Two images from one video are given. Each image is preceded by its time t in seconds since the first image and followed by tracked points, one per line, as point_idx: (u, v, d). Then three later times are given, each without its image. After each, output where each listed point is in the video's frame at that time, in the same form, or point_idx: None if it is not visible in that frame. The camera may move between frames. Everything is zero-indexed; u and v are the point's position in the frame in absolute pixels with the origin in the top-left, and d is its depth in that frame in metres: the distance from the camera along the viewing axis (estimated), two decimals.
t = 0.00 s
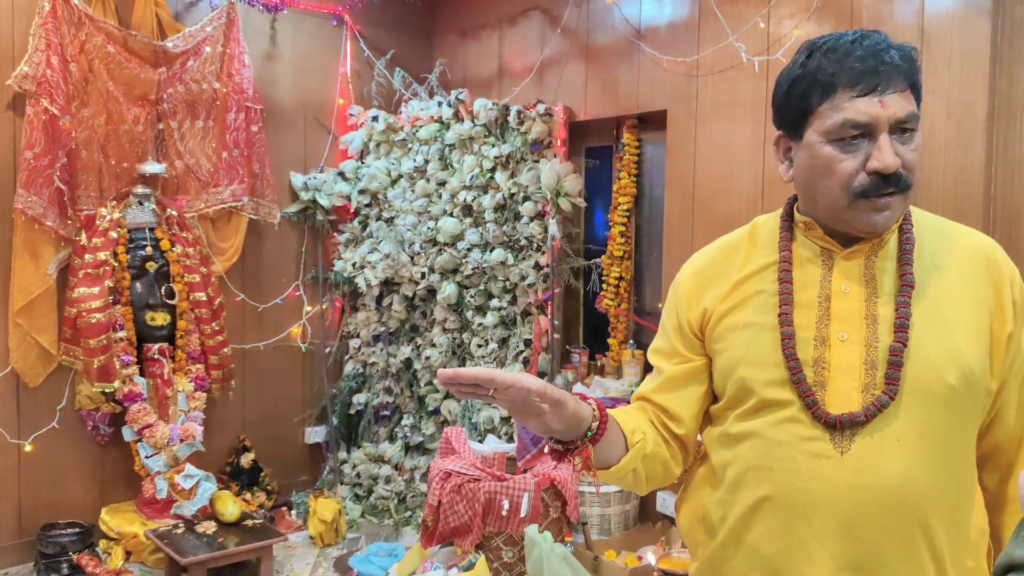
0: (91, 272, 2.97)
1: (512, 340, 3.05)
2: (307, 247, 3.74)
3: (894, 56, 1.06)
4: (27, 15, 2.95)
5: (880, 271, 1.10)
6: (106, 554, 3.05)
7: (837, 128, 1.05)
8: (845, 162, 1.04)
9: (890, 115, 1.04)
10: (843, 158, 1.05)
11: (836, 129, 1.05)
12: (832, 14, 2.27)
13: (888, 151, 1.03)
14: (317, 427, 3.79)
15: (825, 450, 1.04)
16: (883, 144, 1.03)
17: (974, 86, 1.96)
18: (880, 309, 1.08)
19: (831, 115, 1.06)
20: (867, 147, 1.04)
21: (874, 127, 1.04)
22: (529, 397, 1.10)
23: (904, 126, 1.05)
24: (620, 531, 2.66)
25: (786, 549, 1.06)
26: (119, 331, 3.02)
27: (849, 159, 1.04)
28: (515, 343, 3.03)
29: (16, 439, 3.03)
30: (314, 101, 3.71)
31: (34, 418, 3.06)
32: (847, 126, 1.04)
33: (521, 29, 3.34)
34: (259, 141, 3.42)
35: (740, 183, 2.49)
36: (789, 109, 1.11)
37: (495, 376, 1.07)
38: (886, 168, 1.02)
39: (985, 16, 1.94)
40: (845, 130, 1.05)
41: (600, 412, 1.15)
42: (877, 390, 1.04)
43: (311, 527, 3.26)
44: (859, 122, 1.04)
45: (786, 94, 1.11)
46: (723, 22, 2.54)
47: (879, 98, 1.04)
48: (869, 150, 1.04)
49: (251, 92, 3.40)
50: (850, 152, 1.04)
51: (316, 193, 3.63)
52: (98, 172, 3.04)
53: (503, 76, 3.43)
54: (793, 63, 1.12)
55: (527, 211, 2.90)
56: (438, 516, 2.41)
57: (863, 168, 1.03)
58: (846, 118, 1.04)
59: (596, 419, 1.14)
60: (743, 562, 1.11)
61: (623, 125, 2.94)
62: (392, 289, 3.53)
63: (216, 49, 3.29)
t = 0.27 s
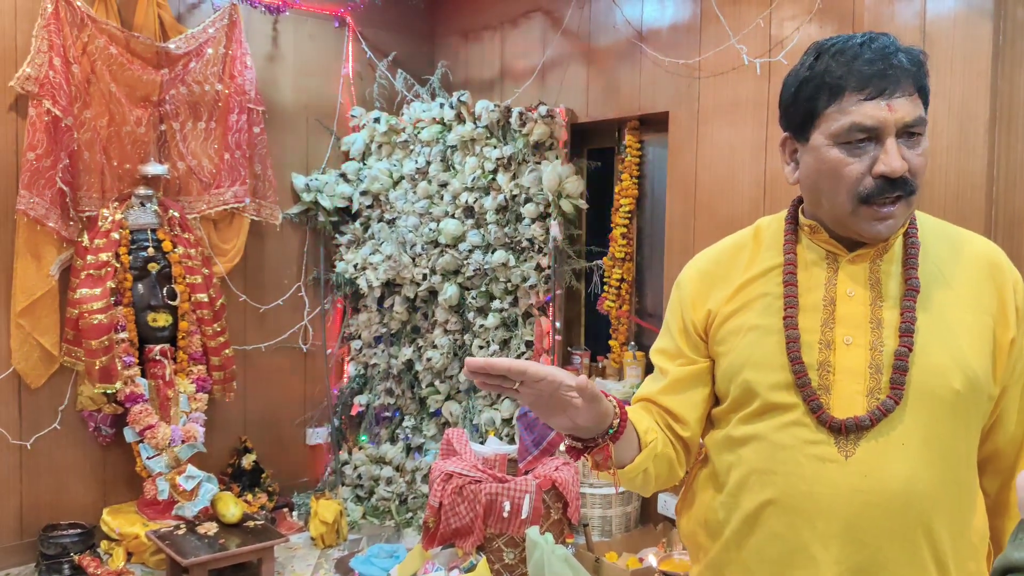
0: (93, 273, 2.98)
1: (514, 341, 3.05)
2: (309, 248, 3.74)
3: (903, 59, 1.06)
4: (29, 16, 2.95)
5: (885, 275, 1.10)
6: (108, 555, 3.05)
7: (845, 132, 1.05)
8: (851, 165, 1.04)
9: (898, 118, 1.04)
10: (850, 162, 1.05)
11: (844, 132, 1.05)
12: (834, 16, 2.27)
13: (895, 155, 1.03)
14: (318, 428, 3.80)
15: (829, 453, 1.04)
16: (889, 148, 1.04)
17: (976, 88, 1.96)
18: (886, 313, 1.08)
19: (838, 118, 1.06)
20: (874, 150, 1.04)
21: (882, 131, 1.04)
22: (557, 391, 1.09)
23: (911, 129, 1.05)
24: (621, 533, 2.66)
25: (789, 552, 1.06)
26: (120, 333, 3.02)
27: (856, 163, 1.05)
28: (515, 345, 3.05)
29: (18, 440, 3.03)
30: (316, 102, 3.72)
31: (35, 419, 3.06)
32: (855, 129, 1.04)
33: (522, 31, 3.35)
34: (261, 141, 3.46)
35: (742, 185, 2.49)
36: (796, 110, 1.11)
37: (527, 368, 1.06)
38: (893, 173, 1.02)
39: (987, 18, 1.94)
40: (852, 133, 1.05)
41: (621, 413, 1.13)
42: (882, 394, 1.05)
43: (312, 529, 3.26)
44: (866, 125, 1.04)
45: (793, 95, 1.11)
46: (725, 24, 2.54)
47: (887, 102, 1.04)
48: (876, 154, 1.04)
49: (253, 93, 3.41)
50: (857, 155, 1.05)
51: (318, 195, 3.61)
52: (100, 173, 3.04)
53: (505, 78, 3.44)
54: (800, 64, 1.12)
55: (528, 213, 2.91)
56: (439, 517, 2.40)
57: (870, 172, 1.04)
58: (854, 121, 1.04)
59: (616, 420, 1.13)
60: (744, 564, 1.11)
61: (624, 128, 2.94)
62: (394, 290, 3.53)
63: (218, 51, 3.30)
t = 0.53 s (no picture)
0: (92, 274, 2.98)
1: (513, 343, 3.06)
2: (309, 249, 3.75)
3: (905, 61, 1.06)
4: (29, 17, 2.95)
5: (887, 275, 1.10)
6: (107, 556, 3.05)
7: (847, 133, 1.05)
8: (854, 166, 1.05)
9: (900, 119, 1.04)
10: (853, 163, 1.05)
11: (846, 134, 1.05)
12: (834, 20, 2.28)
13: (897, 156, 1.03)
14: (317, 430, 3.77)
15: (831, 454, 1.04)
16: (891, 149, 1.04)
17: (975, 90, 1.96)
18: (888, 313, 1.09)
19: (840, 119, 1.06)
20: (876, 151, 1.04)
21: (884, 132, 1.04)
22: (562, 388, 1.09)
23: (914, 131, 1.05)
24: (621, 535, 2.66)
25: (789, 553, 1.06)
26: (120, 333, 3.02)
27: (858, 164, 1.05)
28: (515, 346, 3.05)
29: (17, 441, 3.03)
30: (316, 104, 3.72)
31: (35, 420, 3.06)
32: (857, 131, 1.05)
33: (522, 33, 3.35)
34: (261, 142, 3.46)
35: (742, 186, 2.49)
36: (799, 112, 1.11)
37: (533, 365, 1.07)
38: (895, 174, 1.02)
39: (986, 21, 1.94)
40: (854, 134, 1.05)
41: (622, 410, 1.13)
42: (884, 395, 1.05)
43: (311, 530, 3.26)
44: (869, 126, 1.04)
45: (796, 97, 1.12)
46: (724, 27, 2.54)
47: (889, 103, 1.04)
48: (878, 155, 1.04)
49: (253, 94, 3.41)
50: (859, 156, 1.05)
51: (318, 197, 3.62)
52: (100, 174, 3.04)
53: (505, 80, 3.44)
54: (803, 66, 1.13)
55: (528, 214, 2.91)
56: (437, 518, 2.41)
57: (872, 173, 1.04)
58: (856, 122, 1.05)
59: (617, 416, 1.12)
60: (743, 565, 1.11)
61: (624, 129, 2.94)
62: (393, 292, 3.53)
63: (218, 52, 3.31)
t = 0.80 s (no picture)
0: (92, 275, 2.98)
1: (513, 345, 3.06)
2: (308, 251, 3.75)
3: (853, 56, 1.08)
4: (29, 18, 2.95)
5: (885, 275, 1.11)
6: (106, 557, 3.05)
7: (793, 129, 1.11)
8: (795, 159, 1.09)
9: (833, 111, 1.07)
10: (796, 156, 1.10)
11: (791, 130, 1.11)
12: (832, 22, 2.28)
13: (829, 147, 1.06)
14: (316, 431, 3.78)
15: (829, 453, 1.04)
16: (826, 141, 1.07)
17: (973, 93, 1.96)
18: (887, 312, 1.09)
19: (789, 117, 1.12)
20: (815, 144, 1.08)
21: (820, 125, 1.08)
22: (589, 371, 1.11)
23: (855, 123, 1.07)
24: (620, 536, 2.65)
25: (786, 553, 1.06)
26: (119, 334, 3.02)
27: (799, 157, 1.09)
28: (514, 347, 3.05)
29: (16, 442, 3.03)
30: (316, 105, 3.72)
31: (33, 420, 3.06)
32: (798, 126, 1.10)
33: (522, 35, 3.36)
34: (260, 144, 3.46)
35: (741, 188, 2.49)
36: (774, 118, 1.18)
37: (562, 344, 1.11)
38: (825, 163, 1.05)
39: (984, 23, 1.94)
40: (798, 129, 1.10)
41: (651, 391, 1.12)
42: (883, 394, 1.05)
43: (310, 531, 3.26)
44: (804, 120, 1.09)
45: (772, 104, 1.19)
46: (723, 29, 2.55)
47: (826, 96, 1.08)
48: (816, 148, 1.08)
49: (252, 96, 3.41)
50: (801, 150, 1.09)
51: (317, 198, 3.62)
52: (99, 174, 3.04)
53: (504, 81, 3.44)
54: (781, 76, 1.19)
55: (528, 215, 2.91)
56: (437, 520, 2.43)
57: (809, 165, 1.07)
58: (795, 118, 1.10)
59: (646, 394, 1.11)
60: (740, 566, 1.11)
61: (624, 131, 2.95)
62: (393, 293, 3.54)
63: (218, 53, 3.31)
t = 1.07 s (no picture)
0: (90, 275, 2.98)
1: (511, 346, 3.05)
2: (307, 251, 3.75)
3: (844, 66, 1.08)
4: (28, 18, 2.95)
5: (880, 278, 1.11)
6: (103, 557, 3.05)
7: (787, 139, 1.11)
8: (787, 170, 1.10)
9: (823, 123, 1.07)
10: (788, 166, 1.10)
11: (785, 140, 1.11)
12: (831, 24, 2.29)
13: (818, 159, 1.06)
14: (315, 432, 3.79)
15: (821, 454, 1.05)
16: (815, 153, 1.07)
17: (972, 96, 1.96)
18: (882, 315, 1.09)
19: (782, 126, 1.12)
20: (806, 155, 1.08)
21: (810, 136, 1.08)
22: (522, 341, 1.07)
23: (844, 134, 1.06)
24: (618, 537, 2.66)
25: (778, 554, 1.06)
26: (118, 335, 3.02)
27: (791, 167, 1.10)
28: (512, 348, 3.05)
29: (14, 442, 3.03)
30: (315, 106, 3.72)
31: (31, 421, 3.06)
32: (791, 136, 1.10)
33: (521, 36, 3.36)
34: (260, 145, 3.46)
35: (740, 190, 2.49)
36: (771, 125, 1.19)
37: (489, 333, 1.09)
38: (814, 175, 1.06)
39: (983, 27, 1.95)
40: (791, 140, 1.10)
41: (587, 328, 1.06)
42: (876, 397, 1.05)
43: (309, 532, 3.26)
44: (796, 131, 1.09)
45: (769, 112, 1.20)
46: (723, 31, 2.55)
47: (816, 108, 1.08)
48: (806, 159, 1.08)
49: (252, 96, 3.42)
50: (793, 160, 1.10)
51: (316, 198, 3.62)
52: (98, 175, 3.04)
53: (503, 83, 3.45)
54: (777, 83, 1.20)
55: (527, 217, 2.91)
56: (435, 521, 2.43)
57: (799, 176, 1.08)
58: (788, 128, 1.10)
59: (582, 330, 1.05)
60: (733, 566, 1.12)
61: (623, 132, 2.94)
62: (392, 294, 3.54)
63: (217, 54, 3.31)
